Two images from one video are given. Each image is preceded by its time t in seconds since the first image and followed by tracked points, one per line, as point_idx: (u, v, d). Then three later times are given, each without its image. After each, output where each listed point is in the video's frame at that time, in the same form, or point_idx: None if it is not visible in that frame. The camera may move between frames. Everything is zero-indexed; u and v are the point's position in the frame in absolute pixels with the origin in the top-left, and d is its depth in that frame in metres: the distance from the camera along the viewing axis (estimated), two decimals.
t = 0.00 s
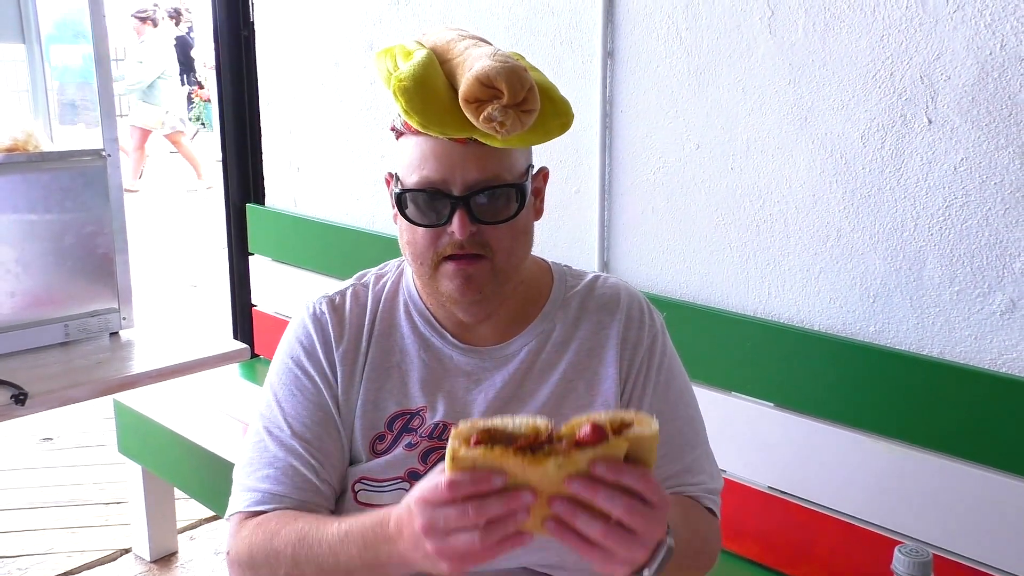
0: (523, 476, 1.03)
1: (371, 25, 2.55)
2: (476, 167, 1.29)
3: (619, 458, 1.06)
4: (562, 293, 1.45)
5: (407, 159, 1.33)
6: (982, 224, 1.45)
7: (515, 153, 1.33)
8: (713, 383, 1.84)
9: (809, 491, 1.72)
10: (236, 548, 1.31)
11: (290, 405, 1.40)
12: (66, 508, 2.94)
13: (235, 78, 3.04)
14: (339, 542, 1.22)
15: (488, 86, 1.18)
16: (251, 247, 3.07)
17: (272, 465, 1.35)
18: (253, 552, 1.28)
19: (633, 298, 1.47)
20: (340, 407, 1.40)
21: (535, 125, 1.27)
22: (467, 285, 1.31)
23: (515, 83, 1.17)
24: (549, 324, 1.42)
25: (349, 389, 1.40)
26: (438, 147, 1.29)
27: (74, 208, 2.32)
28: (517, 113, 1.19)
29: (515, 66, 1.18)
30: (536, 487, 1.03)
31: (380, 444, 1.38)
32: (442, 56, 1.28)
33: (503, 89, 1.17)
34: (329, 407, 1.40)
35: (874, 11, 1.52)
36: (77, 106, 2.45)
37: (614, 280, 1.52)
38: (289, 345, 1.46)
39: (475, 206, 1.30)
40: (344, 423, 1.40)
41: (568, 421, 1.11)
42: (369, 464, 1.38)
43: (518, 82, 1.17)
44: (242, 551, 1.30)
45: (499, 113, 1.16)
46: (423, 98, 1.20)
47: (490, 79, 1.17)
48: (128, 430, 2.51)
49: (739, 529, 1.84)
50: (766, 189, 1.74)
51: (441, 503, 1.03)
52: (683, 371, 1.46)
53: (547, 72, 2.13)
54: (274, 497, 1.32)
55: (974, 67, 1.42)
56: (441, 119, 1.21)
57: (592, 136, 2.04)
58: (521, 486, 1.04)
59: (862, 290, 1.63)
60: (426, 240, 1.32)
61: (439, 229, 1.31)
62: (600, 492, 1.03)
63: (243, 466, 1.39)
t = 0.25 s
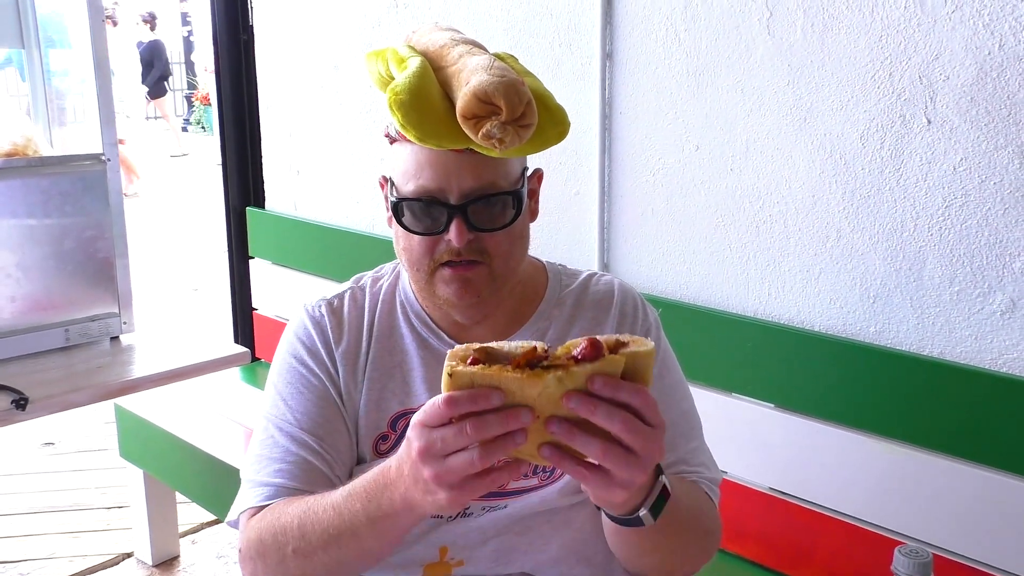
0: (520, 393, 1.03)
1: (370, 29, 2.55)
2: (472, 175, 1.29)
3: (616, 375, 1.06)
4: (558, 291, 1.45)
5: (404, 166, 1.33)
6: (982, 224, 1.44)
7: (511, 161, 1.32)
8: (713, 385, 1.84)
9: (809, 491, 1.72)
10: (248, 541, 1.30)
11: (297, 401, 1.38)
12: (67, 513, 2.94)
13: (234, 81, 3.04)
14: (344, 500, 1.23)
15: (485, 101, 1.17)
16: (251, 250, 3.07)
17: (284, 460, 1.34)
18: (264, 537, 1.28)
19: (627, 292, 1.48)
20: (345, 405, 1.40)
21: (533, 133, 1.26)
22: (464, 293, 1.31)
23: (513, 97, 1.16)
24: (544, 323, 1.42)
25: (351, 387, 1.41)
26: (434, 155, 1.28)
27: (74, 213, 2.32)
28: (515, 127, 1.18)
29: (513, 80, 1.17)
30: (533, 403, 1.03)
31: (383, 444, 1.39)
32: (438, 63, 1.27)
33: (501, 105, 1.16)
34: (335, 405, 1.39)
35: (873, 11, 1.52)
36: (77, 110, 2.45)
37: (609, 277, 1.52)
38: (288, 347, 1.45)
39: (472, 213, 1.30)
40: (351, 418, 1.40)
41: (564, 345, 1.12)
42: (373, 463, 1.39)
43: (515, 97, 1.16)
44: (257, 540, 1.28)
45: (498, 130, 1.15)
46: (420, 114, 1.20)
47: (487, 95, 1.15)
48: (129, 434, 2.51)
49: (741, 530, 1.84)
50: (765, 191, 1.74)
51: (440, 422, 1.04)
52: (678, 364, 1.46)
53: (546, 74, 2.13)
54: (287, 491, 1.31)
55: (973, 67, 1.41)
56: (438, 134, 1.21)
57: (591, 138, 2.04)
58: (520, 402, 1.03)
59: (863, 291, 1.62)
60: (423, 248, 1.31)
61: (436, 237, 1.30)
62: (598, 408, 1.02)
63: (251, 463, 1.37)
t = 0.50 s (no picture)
0: (516, 441, 1.04)
1: (367, 31, 2.55)
2: (470, 184, 1.29)
3: (613, 434, 1.06)
4: (555, 295, 1.45)
5: (401, 174, 1.33)
6: (979, 223, 1.44)
7: (508, 169, 1.32)
8: (712, 386, 1.84)
9: (809, 491, 1.72)
10: (236, 557, 1.31)
11: (286, 414, 1.40)
12: (67, 517, 2.94)
13: (232, 85, 3.04)
14: (338, 528, 1.23)
15: (484, 115, 1.16)
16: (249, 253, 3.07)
17: (270, 474, 1.35)
18: (253, 557, 1.29)
19: (626, 297, 1.47)
20: (336, 416, 1.40)
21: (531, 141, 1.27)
22: (463, 302, 1.31)
23: (511, 111, 1.16)
24: (544, 328, 1.41)
25: (343, 399, 1.40)
26: (431, 165, 1.29)
27: (72, 217, 2.32)
28: (513, 140, 1.18)
29: (511, 94, 1.16)
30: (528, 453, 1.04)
31: (377, 453, 1.38)
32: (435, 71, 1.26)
33: (499, 120, 1.16)
34: (324, 417, 1.40)
35: (870, 11, 1.52)
36: (74, 114, 2.45)
37: (608, 281, 1.52)
38: (282, 356, 1.46)
39: (471, 221, 1.29)
40: (341, 430, 1.40)
41: (566, 398, 1.13)
42: (368, 471, 1.38)
43: (514, 112, 1.16)
44: (241, 557, 1.30)
45: (497, 145, 1.16)
46: (418, 127, 1.19)
47: (485, 109, 1.15)
48: (128, 438, 2.51)
49: (740, 531, 1.84)
50: (763, 191, 1.74)
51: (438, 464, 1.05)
52: (678, 370, 1.47)
53: (543, 75, 2.14)
54: (272, 506, 1.33)
55: (970, 66, 1.41)
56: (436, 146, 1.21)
57: (589, 140, 2.04)
58: (516, 451, 1.05)
59: (861, 291, 1.62)
60: (420, 256, 1.32)
61: (434, 245, 1.30)
62: (591, 465, 1.02)
63: (240, 476, 1.39)
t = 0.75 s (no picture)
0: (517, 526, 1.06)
1: (365, 34, 2.55)
2: (472, 197, 1.28)
3: (608, 510, 1.09)
4: (556, 300, 1.45)
5: (401, 184, 1.32)
6: (978, 224, 1.44)
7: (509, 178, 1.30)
8: (710, 387, 1.83)
9: (808, 492, 1.71)
10: (224, 567, 1.31)
11: (276, 422, 1.40)
12: (66, 520, 2.93)
13: (230, 87, 3.04)
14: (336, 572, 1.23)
15: (486, 134, 1.16)
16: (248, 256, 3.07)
17: (256, 483, 1.36)
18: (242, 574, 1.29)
19: (628, 304, 1.47)
20: (329, 424, 1.40)
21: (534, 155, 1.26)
22: (465, 315, 1.32)
23: (515, 129, 1.15)
24: (545, 332, 1.42)
25: (338, 406, 1.40)
26: (433, 178, 1.27)
27: (70, 220, 2.32)
28: (516, 159, 1.17)
29: (515, 112, 1.15)
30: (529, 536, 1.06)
31: (373, 456, 1.38)
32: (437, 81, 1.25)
33: (502, 139, 1.15)
34: (316, 424, 1.39)
35: (867, 12, 1.52)
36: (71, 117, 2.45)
37: (609, 286, 1.52)
38: (279, 359, 1.46)
39: (472, 233, 1.29)
40: (331, 440, 1.40)
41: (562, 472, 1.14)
42: (362, 475, 1.37)
43: (518, 131, 1.15)
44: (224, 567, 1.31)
45: (500, 165, 1.15)
46: (420, 143, 1.19)
47: (488, 128, 1.14)
48: (126, 441, 2.51)
49: (742, 532, 1.84)
50: (761, 193, 1.74)
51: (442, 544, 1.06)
52: (684, 376, 1.47)
53: (540, 77, 2.14)
54: (256, 516, 1.33)
55: (968, 67, 1.41)
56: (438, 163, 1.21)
57: (587, 141, 2.04)
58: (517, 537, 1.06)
59: (859, 292, 1.62)
60: (421, 265, 1.32)
61: (435, 255, 1.30)
62: (589, 542, 1.05)
63: (228, 482, 1.39)
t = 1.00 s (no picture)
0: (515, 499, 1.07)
1: (363, 35, 2.55)
2: (471, 194, 1.28)
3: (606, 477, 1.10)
4: (557, 301, 1.45)
5: (401, 182, 1.32)
6: (976, 226, 1.44)
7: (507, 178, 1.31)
8: (709, 389, 1.83)
9: (807, 494, 1.71)
10: (226, 568, 1.31)
11: (277, 421, 1.40)
12: (63, 522, 2.93)
13: (228, 89, 3.04)
14: (339, 562, 1.23)
15: (483, 127, 1.16)
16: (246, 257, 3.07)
17: (258, 482, 1.36)
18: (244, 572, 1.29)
19: (629, 306, 1.47)
20: (329, 424, 1.40)
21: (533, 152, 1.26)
22: (464, 314, 1.31)
23: (511, 123, 1.15)
24: (545, 333, 1.41)
25: (338, 405, 1.40)
26: (431, 175, 1.28)
27: (68, 222, 2.32)
28: (513, 153, 1.17)
29: (511, 105, 1.15)
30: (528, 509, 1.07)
31: (373, 457, 1.38)
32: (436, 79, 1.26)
33: (498, 132, 1.15)
34: (317, 424, 1.39)
35: (866, 14, 1.52)
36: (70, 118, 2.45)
37: (610, 288, 1.52)
38: (280, 359, 1.46)
39: (470, 231, 1.29)
40: (332, 440, 1.40)
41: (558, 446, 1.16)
42: (363, 475, 1.37)
43: (514, 123, 1.15)
44: (224, 567, 1.32)
45: (495, 158, 1.15)
46: (417, 138, 1.19)
47: (484, 121, 1.14)
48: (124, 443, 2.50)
49: (740, 535, 1.84)
50: (759, 195, 1.74)
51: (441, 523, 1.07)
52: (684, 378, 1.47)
53: (539, 79, 2.14)
54: (257, 515, 1.34)
55: (966, 69, 1.41)
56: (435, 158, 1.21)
57: (585, 143, 2.03)
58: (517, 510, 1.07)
59: (858, 294, 1.62)
60: (419, 265, 1.32)
61: (433, 254, 1.30)
62: (589, 508, 1.06)
63: (229, 481, 1.40)
